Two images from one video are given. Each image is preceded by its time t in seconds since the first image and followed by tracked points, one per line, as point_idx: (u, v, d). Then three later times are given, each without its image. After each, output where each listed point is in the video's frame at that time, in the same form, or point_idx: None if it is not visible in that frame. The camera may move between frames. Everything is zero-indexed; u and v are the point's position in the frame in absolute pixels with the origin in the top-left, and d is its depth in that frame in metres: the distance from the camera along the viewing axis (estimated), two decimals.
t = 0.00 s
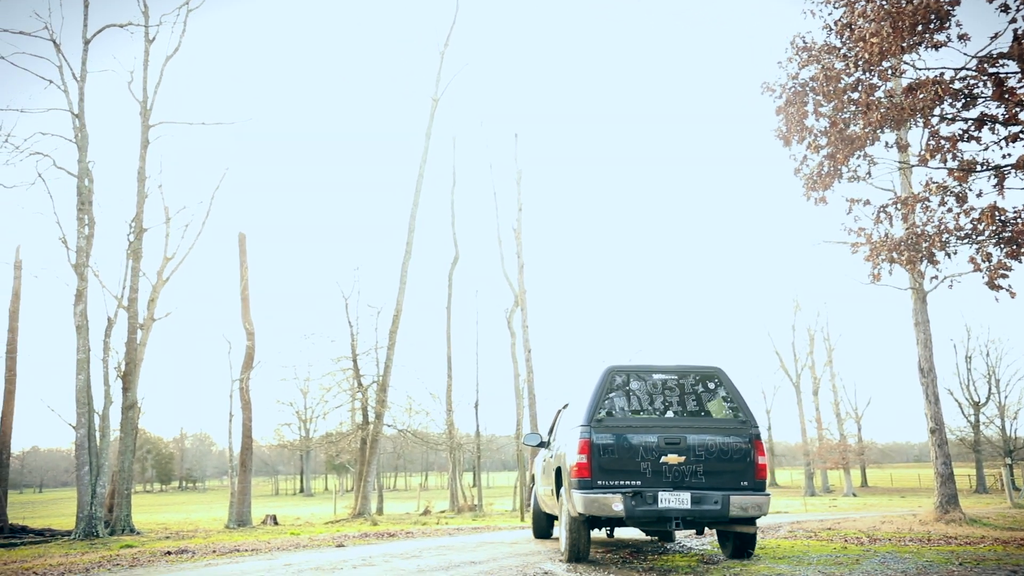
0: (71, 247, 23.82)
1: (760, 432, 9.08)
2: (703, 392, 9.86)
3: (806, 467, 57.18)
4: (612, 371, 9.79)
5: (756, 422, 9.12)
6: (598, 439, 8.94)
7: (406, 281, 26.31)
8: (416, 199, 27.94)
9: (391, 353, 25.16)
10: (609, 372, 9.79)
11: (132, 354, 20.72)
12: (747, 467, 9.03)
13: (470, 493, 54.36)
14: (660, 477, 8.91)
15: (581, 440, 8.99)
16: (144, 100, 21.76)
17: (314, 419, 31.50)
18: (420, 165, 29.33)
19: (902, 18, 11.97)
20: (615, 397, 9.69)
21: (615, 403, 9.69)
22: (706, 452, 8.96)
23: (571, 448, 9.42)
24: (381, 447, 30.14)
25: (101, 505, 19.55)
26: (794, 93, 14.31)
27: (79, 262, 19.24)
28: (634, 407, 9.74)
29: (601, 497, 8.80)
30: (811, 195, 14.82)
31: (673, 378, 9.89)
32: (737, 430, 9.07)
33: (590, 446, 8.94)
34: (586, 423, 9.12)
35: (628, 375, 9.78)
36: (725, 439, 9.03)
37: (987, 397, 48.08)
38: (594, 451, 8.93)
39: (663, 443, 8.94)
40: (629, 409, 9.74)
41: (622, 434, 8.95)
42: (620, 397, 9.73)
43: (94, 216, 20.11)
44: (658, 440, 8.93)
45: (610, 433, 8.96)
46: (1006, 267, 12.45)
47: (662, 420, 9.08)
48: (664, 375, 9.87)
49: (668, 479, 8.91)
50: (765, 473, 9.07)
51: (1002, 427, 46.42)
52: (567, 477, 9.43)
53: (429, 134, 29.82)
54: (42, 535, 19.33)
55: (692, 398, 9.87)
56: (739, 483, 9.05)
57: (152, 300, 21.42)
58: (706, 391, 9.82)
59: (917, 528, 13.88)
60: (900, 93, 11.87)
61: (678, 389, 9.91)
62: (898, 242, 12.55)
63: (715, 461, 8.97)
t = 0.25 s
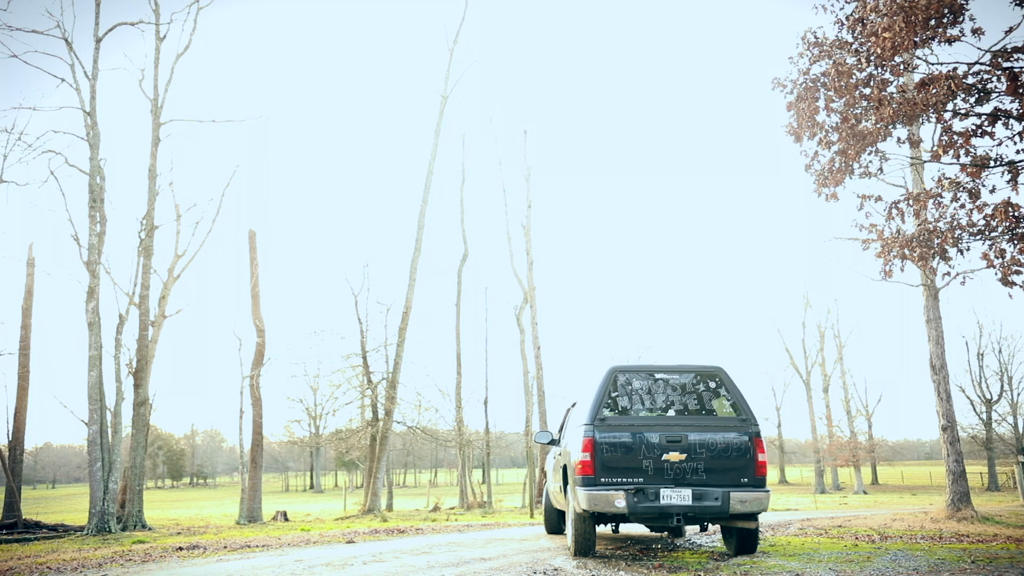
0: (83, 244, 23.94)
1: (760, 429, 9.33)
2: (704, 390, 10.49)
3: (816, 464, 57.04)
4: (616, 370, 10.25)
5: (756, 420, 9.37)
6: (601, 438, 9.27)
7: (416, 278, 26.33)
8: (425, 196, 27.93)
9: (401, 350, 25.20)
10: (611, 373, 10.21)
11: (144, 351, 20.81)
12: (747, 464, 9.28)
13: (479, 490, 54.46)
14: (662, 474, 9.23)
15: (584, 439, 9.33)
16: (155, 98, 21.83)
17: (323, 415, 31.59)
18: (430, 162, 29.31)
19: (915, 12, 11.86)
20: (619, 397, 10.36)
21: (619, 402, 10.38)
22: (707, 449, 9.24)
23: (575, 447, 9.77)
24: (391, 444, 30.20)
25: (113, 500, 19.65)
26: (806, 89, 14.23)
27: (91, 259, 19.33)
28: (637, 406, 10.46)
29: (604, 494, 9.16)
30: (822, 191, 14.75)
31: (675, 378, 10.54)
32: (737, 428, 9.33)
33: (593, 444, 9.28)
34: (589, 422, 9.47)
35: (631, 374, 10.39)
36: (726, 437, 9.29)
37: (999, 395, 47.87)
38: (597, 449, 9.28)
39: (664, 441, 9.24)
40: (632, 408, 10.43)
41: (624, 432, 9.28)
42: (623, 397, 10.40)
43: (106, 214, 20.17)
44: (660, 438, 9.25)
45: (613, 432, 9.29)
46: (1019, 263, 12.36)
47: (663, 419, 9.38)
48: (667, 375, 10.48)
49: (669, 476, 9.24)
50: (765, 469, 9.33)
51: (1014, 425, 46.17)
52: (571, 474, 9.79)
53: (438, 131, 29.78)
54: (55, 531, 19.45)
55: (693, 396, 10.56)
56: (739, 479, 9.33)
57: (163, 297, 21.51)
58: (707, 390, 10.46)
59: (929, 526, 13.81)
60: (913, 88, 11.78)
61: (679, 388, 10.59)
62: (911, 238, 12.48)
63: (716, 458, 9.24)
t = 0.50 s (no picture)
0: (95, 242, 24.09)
1: (761, 429, 9.72)
2: (705, 391, 10.94)
3: (826, 462, 56.84)
4: (620, 373, 10.77)
5: (756, 420, 9.76)
6: (606, 439, 9.72)
7: (425, 276, 26.36)
8: (434, 194, 27.95)
9: (410, 348, 25.24)
10: (615, 376, 10.72)
11: (154, 348, 20.91)
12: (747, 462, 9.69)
13: (488, 487, 54.51)
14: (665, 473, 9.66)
15: (589, 440, 9.78)
16: (166, 96, 21.90)
17: (332, 412, 31.69)
18: (438, 159, 29.30)
19: (927, 8, 11.78)
20: (621, 398, 10.94)
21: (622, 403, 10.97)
22: (709, 449, 9.65)
23: (582, 447, 10.19)
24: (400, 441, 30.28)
25: (125, 497, 19.75)
26: (816, 85, 14.17)
27: (102, 257, 19.43)
28: (639, 406, 11.00)
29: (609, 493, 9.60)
30: (832, 188, 14.70)
31: (676, 379, 11.01)
32: (738, 428, 9.73)
33: (598, 445, 9.72)
34: (594, 424, 9.92)
35: (633, 377, 10.96)
36: (727, 437, 9.70)
37: (1011, 393, 47.58)
38: (602, 449, 9.73)
39: (667, 442, 9.65)
40: (634, 409, 11.00)
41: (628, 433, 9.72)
42: (626, 398, 10.98)
43: (117, 212, 20.27)
44: (663, 439, 9.66)
45: (618, 433, 9.73)
46: None
47: (666, 420, 9.81)
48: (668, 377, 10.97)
49: (672, 475, 9.66)
50: (766, 467, 9.73)
51: None
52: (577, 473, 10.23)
53: (447, 129, 29.77)
54: (68, 527, 19.57)
55: (695, 397, 11.00)
56: (740, 477, 9.74)
57: (173, 295, 21.61)
58: (708, 390, 10.91)
59: (939, 524, 13.77)
60: (925, 83, 11.70)
61: (681, 389, 11.05)
62: (922, 235, 12.42)
63: (717, 458, 9.65)
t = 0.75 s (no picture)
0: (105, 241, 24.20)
1: (762, 428, 9.98)
2: (708, 390, 11.15)
3: (835, 460, 56.63)
4: (623, 374, 11.15)
5: (757, 419, 10.02)
6: (610, 438, 10.10)
7: (433, 274, 26.37)
8: (442, 192, 27.95)
9: (418, 345, 25.27)
10: (619, 376, 11.03)
11: (164, 345, 20.99)
12: (749, 460, 9.96)
13: (496, 485, 54.50)
14: (668, 470, 9.99)
15: (594, 439, 10.16)
16: (175, 96, 21.97)
17: (341, 410, 31.77)
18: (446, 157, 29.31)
19: (939, 3, 11.70)
20: (626, 398, 11.08)
21: (626, 403, 11.10)
22: (710, 447, 9.95)
23: (588, 445, 10.57)
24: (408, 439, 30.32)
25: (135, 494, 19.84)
26: (826, 81, 14.11)
27: (113, 255, 19.52)
28: (643, 405, 11.17)
29: (613, 490, 10.00)
30: (841, 185, 14.66)
31: (679, 379, 11.20)
32: (739, 427, 10.01)
33: (603, 444, 10.09)
34: (599, 423, 10.29)
35: (637, 376, 11.13)
36: (728, 435, 9.98)
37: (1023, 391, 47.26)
38: (606, 448, 10.10)
39: (670, 440, 9.98)
40: (638, 408, 11.15)
41: (632, 433, 10.07)
42: (630, 397, 11.12)
43: (127, 210, 20.37)
44: (665, 438, 9.98)
45: (621, 432, 10.09)
46: None
47: (669, 419, 10.13)
48: (671, 376, 11.15)
49: (675, 472, 10.00)
50: (767, 465, 10.00)
51: None
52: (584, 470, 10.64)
53: (455, 127, 29.77)
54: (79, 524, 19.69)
55: (697, 395, 11.20)
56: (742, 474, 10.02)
57: (183, 293, 21.69)
58: (710, 389, 11.11)
59: (950, 522, 13.72)
60: (936, 79, 11.63)
61: (684, 388, 11.25)
62: (933, 232, 12.36)
63: (719, 456, 9.96)
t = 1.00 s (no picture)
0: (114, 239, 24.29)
1: (763, 427, 10.05)
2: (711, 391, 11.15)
3: (844, 458, 56.47)
4: (628, 374, 11.24)
5: (759, 419, 10.09)
6: (613, 437, 10.21)
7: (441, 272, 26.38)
8: (450, 189, 27.95)
9: (426, 343, 25.29)
10: (624, 377, 11.13)
11: (173, 343, 21.07)
12: (750, 459, 10.03)
13: (504, 482, 54.54)
14: (671, 469, 10.08)
15: (598, 438, 10.28)
16: (183, 94, 22.03)
17: (349, 407, 31.84)
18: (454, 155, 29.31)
19: None
20: (630, 398, 11.13)
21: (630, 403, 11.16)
22: (713, 446, 10.03)
23: (593, 444, 10.67)
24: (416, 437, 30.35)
25: (145, 492, 19.93)
26: (835, 78, 14.05)
27: (122, 254, 19.59)
28: (646, 406, 11.20)
29: (617, 488, 10.09)
30: (851, 182, 14.59)
31: (682, 380, 11.22)
32: (741, 426, 10.09)
33: (607, 443, 10.20)
34: (603, 423, 10.41)
35: (642, 377, 11.20)
36: (730, 434, 10.06)
37: None
38: (610, 447, 10.20)
39: (673, 439, 10.08)
40: (642, 409, 11.20)
41: (635, 432, 10.19)
42: (634, 398, 11.17)
43: (136, 208, 20.44)
44: (668, 437, 10.09)
45: (625, 431, 10.20)
46: None
47: (672, 419, 10.23)
48: (675, 377, 11.18)
49: (677, 471, 10.08)
50: (768, 464, 10.06)
51: None
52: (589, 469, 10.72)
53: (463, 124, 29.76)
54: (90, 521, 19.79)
55: (700, 396, 11.19)
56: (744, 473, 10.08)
57: (192, 291, 21.76)
58: (714, 390, 11.11)
59: (960, 520, 13.67)
60: (946, 76, 11.55)
61: (687, 389, 11.25)
62: (943, 229, 12.29)
63: (721, 455, 10.03)
